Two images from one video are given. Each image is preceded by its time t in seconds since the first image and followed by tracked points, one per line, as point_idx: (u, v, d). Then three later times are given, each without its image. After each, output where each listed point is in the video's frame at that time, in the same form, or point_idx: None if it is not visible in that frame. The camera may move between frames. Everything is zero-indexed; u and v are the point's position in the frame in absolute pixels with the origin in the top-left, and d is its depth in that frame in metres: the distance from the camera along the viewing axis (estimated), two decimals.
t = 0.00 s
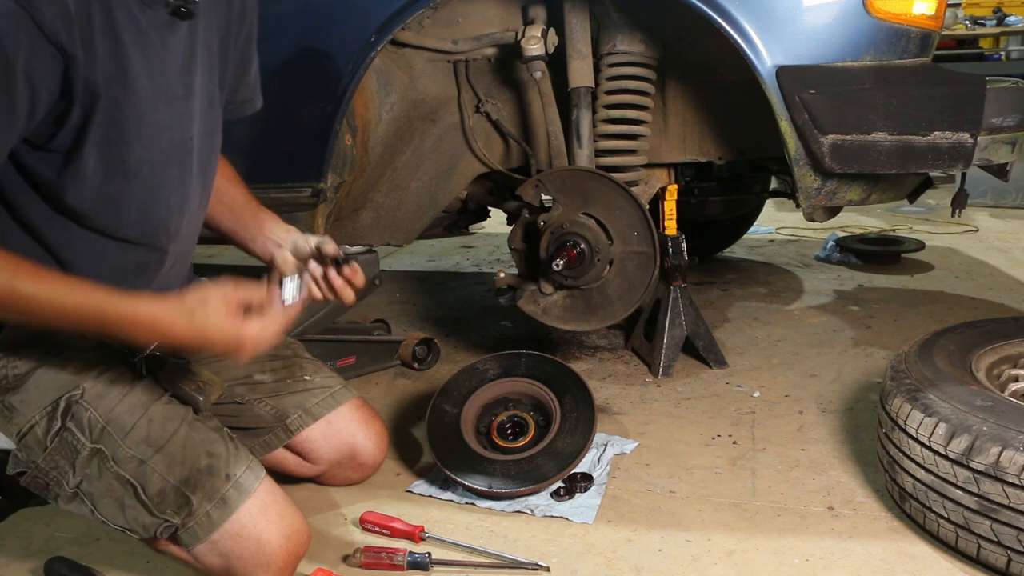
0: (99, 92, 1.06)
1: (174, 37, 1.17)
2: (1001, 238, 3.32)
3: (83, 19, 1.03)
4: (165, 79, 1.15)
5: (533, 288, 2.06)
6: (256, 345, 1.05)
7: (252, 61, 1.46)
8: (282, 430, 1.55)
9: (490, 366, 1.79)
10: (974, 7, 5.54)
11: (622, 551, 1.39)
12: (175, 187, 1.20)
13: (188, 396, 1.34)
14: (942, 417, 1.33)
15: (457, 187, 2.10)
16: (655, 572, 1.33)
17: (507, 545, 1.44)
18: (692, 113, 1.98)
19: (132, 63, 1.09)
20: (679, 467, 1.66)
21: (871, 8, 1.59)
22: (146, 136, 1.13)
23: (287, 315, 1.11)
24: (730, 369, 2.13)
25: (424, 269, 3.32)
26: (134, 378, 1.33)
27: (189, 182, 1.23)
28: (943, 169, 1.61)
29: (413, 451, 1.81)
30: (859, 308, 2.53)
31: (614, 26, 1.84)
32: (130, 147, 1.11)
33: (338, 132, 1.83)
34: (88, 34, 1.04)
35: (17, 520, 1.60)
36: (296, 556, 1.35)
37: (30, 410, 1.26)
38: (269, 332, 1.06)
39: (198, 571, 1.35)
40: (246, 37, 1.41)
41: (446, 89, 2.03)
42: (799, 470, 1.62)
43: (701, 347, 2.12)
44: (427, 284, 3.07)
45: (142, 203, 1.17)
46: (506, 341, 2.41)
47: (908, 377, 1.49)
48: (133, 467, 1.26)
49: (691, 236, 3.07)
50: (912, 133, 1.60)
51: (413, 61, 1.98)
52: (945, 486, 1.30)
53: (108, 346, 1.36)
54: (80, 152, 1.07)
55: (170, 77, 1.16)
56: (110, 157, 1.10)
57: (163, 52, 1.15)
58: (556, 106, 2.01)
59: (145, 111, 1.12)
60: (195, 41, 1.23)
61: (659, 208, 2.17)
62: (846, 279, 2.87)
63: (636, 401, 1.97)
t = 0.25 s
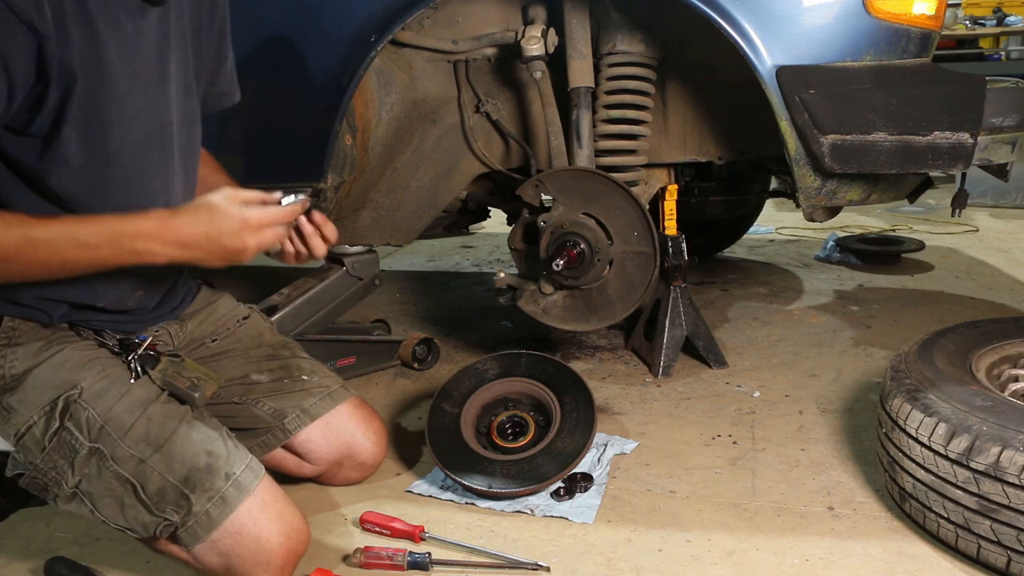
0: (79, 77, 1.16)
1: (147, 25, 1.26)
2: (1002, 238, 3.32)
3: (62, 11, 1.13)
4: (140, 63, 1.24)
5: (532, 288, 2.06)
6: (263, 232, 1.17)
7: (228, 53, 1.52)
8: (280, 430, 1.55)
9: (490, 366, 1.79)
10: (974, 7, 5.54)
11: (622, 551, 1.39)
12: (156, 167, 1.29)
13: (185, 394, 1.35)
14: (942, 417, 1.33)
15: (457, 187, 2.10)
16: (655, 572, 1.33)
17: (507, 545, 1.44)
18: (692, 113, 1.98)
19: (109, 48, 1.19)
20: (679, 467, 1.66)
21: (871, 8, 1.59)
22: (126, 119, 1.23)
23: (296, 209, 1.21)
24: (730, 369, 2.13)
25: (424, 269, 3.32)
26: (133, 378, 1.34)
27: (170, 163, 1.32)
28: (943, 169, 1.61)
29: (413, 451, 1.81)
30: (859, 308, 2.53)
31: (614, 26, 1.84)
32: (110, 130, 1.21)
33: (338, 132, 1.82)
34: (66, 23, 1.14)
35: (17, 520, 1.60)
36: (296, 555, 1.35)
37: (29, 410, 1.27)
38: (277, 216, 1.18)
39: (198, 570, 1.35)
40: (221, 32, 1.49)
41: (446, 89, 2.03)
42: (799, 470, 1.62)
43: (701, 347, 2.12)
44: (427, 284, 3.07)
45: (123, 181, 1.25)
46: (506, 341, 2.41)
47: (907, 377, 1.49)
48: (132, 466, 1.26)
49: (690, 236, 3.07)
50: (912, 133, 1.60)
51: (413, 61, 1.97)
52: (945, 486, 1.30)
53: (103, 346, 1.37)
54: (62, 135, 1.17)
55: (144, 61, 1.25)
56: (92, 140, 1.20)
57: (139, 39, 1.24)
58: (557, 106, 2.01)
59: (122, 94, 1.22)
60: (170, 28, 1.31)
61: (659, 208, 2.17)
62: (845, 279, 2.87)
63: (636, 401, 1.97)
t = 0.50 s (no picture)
0: (61, 65, 1.22)
1: (130, 18, 1.32)
2: (1002, 238, 3.32)
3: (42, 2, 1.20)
4: (122, 54, 1.30)
5: (532, 288, 2.06)
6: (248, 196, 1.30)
7: (213, 48, 1.58)
8: (279, 429, 1.55)
9: (490, 366, 1.79)
10: (974, 6, 5.54)
11: (622, 551, 1.39)
12: (140, 155, 1.33)
13: (181, 391, 1.35)
14: (942, 417, 1.33)
15: (457, 187, 2.10)
16: (655, 572, 1.33)
17: (507, 545, 1.44)
18: (692, 113, 1.98)
19: (90, 39, 1.25)
20: (679, 467, 1.66)
21: (871, 8, 1.59)
22: (109, 108, 1.28)
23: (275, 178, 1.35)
24: (730, 369, 2.13)
25: (424, 269, 3.32)
26: (131, 377, 1.34)
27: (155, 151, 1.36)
28: (943, 169, 1.61)
29: (413, 451, 1.81)
30: (859, 308, 2.53)
31: (615, 26, 1.84)
32: (94, 119, 1.26)
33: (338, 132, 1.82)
34: (46, 14, 1.20)
35: (18, 520, 1.60)
36: (296, 555, 1.35)
37: (29, 410, 1.27)
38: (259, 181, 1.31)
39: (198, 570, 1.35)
40: (206, 29, 1.55)
41: (446, 89, 2.03)
42: (799, 470, 1.62)
43: (701, 347, 2.12)
44: (427, 284, 3.07)
45: (108, 169, 1.29)
46: (506, 341, 2.41)
47: (907, 377, 1.49)
48: (132, 465, 1.26)
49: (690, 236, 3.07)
50: (912, 133, 1.60)
51: (413, 61, 1.97)
52: (945, 486, 1.30)
53: (100, 345, 1.38)
54: (45, 123, 1.22)
55: (127, 53, 1.31)
56: (75, 128, 1.25)
57: (121, 31, 1.30)
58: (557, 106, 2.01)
59: (106, 84, 1.27)
60: (155, 23, 1.37)
61: (659, 208, 2.17)
62: (845, 279, 2.87)
63: (636, 401, 1.97)
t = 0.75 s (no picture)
0: (53, 64, 1.22)
1: (121, 16, 1.32)
2: (1002, 238, 3.32)
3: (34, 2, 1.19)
4: (114, 53, 1.30)
5: (532, 288, 2.06)
6: (242, 175, 1.28)
7: (208, 45, 1.58)
8: (279, 430, 1.55)
9: (490, 366, 1.79)
10: (974, 6, 5.55)
11: (623, 551, 1.39)
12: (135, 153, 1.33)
13: (180, 391, 1.35)
14: (942, 417, 1.33)
15: (457, 187, 2.10)
16: (655, 572, 1.33)
17: (507, 545, 1.44)
18: (691, 113, 1.98)
19: (82, 38, 1.25)
20: (679, 467, 1.66)
21: (871, 8, 1.59)
22: (102, 107, 1.28)
23: (269, 154, 1.33)
24: (730, 369, 2.13)
25: (424, 269, 3.32)
26: (130, 378, 1.34)
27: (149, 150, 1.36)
28: (943, 169, 1.61)
29: (413, 450, 1.81)
30: (859, 308, 2.53)
31: (615, 26, 1.84)
32: (88, 118, 1.26)
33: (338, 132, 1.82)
34: (38, 13, 1.20)
35: (18, 520, 1.60)
36: (296, 554, 1.35)
37: (29, 410, 1.27)
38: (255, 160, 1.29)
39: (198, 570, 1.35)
40: (200, 27, 1.55)
41: (447, 89, 2.03)
42: (799, 470, 1.62)
43: (701, 347, 2.12)
44: (427, 284, 3.07)
45: (103, 167, 1.29)
46: (506, 341, 2.41)
47: (907, 377, 1.49)
48: (131, 465, 1.25)
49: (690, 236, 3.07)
50: (912, 133, 1.60)
51: (413, 61, 1.97)
52: (945, 486, 1.30)
53: (99, 344, 1.38)
54: (39, 123, 1.22)
55: (118, 52, 1.31)
56: (69, 126, 1.25)
57: (113, 30, 1.30)
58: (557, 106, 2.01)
59: (98, 83, 1.27)
60: (148, 22, 1.37)
61: (659, 208, 2.17)
62: (845, 279, 2.87)
63: (637, 401, 1.97)
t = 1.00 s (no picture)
0: (53, 65, 1.21)
1: (121, 16, 1.31)
2: (1004, 238, 3.31)
3: (34, 2, 1.19)
4: (114, 53, 1.29)
5: (532, 288, 2.05)
6: (241, 166, 1.23)
7: (208, 45, 1.58)
8: (278, 431, 1.54)
9: (490, 366, 1.78)
10: (975, 6, 5.54)
11: (622, 552, 1.38)
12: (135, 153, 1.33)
13: (179, 391, 1.34)
14: (944, 418, 1.32)
15: (457, 187, 2.09)
16: (655, 573, 1.32)
17: (507, 545, 1.43)
18: (692, 112, 1.98)
19: (82, 38, 1.24)
20: (679, 467, 1.65)
21: (872, 8, 1.59)
22: (102, 108, 1.28)
23: (268, 142, 1.27)
24: (731, 369, 2.12)
25: (424, 269, 3.31)
26: (130, 379, 1.33)
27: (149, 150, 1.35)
28: (945, 169, 1.60)
29: (413, 451, 1.80)
30: (860, 308, 2.53)
31: (615, 26, 1.83)
32: (88, 119, 1.26)
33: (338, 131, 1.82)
34: (38, 13, 1.19)
35: (17, 520, 1.59)
36: (295, 556, 1.34)
37: (26, 411, 1.26)
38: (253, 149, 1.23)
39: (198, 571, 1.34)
40: (200, 26, 1.55)
41: (446, 89, 2.02)
42: (800, 471, 1.61)
43: (701, 347, 2.11)
44: (427, 284, 3.07)
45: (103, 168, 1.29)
46: (506, 341, 2.41)
47: (909, 377, 1.48)
48: (130, 466, 1.25)
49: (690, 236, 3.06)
50: (913, 133, 1.59)
51: (412, 61, 1.97)
52: (947, 486, 1.29)
53: (98, 345, 1.37)
54: (39, 123, 1.21)
55: (118, 52, 1.30)
56: (69, 127, 1.24)
57: (113, 30, 1.29)
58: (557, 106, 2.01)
59: (98, 84, 1.27)
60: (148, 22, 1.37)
61: (659, 208, 2.16)
62: (846, 279, 2.86)
63: (637, 402, 1.97)
